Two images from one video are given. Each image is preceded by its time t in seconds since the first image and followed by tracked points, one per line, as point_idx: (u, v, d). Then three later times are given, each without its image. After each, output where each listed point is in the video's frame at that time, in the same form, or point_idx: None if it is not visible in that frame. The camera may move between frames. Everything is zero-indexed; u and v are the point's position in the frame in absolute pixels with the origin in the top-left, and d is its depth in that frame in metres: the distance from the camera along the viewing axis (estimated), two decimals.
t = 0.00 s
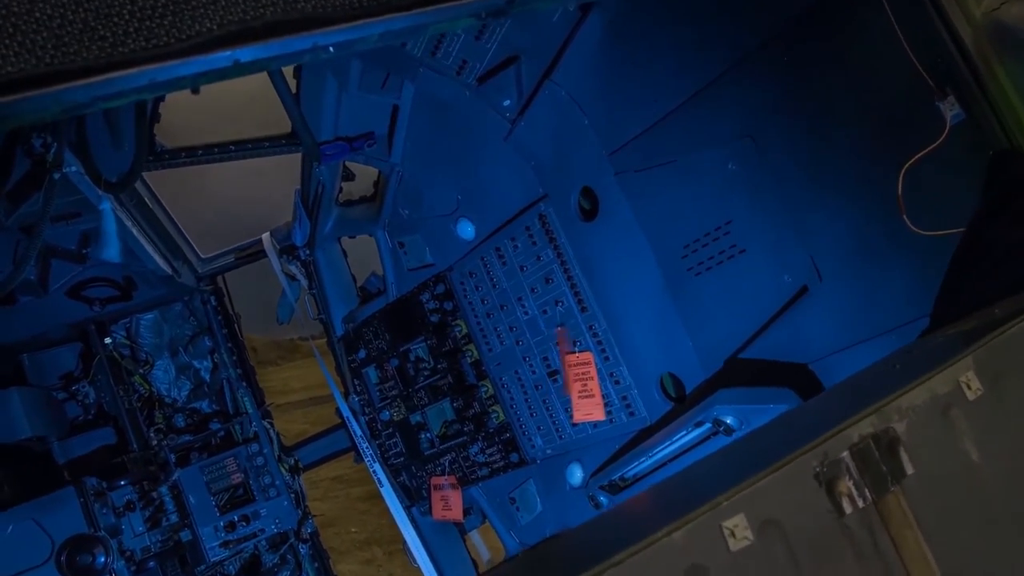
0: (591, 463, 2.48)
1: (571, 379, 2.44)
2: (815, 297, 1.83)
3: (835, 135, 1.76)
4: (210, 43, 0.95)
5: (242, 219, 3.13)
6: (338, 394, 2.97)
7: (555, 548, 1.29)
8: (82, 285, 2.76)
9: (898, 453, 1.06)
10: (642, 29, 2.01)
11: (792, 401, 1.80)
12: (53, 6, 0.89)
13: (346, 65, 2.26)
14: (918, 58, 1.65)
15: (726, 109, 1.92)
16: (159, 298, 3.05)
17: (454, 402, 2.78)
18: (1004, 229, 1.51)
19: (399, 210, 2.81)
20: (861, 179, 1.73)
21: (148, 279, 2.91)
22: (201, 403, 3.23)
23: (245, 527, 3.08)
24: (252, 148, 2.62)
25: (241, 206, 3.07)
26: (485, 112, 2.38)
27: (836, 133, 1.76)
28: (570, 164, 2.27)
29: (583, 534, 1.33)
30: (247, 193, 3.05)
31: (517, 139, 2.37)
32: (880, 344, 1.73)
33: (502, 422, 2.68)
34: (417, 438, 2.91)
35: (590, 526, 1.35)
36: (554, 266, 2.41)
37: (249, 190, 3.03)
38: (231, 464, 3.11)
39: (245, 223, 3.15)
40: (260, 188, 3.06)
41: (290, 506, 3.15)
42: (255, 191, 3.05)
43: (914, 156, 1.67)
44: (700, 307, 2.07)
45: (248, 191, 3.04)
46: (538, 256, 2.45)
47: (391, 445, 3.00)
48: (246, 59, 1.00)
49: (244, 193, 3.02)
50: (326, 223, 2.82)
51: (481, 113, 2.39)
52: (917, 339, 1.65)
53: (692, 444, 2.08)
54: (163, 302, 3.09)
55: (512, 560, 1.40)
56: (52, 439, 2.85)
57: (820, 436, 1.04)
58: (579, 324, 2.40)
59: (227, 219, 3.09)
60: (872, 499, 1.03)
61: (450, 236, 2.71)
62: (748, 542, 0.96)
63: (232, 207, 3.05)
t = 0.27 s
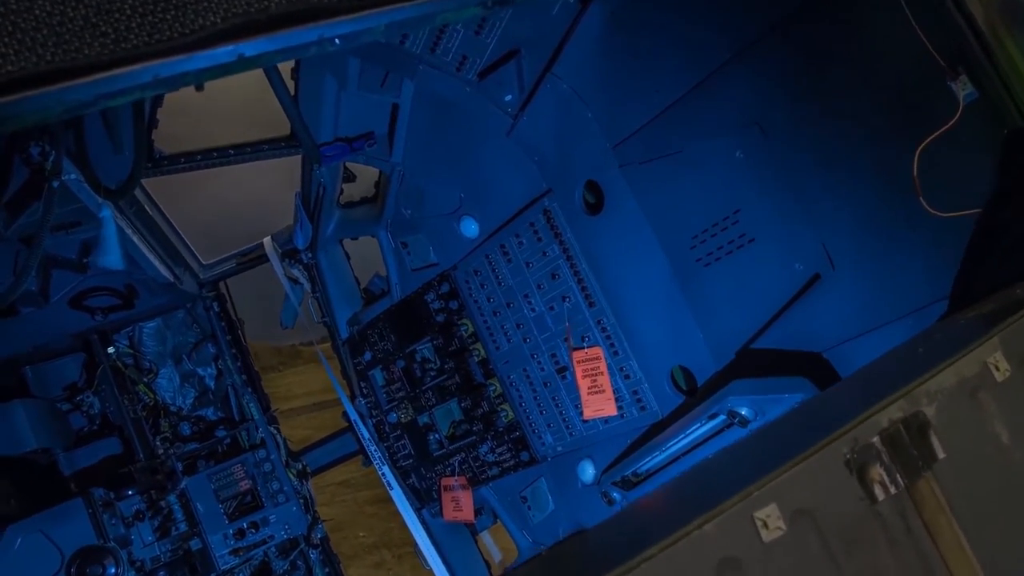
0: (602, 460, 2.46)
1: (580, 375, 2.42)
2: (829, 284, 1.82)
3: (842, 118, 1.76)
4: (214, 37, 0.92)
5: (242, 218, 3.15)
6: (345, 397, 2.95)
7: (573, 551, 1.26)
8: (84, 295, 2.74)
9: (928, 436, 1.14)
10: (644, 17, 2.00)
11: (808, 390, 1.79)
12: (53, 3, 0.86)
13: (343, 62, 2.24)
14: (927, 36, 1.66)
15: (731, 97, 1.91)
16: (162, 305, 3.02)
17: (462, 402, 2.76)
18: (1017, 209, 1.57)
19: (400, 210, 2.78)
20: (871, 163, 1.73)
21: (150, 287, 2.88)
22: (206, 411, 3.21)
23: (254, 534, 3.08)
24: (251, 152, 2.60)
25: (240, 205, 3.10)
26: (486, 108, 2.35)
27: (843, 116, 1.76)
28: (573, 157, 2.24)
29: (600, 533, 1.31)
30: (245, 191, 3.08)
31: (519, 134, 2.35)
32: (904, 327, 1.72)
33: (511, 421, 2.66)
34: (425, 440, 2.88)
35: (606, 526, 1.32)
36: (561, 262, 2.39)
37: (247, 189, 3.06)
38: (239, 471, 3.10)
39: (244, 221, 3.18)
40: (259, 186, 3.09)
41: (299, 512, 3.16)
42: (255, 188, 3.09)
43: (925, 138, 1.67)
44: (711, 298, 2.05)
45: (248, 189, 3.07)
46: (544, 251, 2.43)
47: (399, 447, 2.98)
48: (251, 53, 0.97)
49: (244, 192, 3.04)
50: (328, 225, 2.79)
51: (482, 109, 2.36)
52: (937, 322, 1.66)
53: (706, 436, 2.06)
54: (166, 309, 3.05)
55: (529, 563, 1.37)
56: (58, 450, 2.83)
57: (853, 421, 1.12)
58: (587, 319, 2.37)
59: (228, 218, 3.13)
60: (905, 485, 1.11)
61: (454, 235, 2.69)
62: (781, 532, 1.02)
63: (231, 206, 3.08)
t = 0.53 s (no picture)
0: (612, 456, 2.45)
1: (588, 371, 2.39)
2: (840, 272, 1.81)
3: (848, 104, 1.76)
4: (217, 31, 0.90)
5: (243, 225, 3.10)
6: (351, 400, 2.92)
7: (591, 554, 1.23)
8: (86, 303, 2.70)
9: (952, 420, 1.21)
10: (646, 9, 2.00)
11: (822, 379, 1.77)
12: None
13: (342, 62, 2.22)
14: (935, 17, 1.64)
15: (737, 85, 1.90)
16: (164, 312, 2.99)
17: (469, 401, 2.74)
18: None
19: (402, 210, 2.75)
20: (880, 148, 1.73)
21: (152, 293, 2.85)
22: (210, 417, 3.20)
23: (263, 539, 3.06)
24: (252, 155, 2.57)
25: (240, 214, 3.04)
26: (488, 104, 2.33)
27: (848, 102, 1.76)
28: (577, 152, 2.22)
29: (616, 536, 1.28)
30: (246, 201, 3.01)
31: (521, 130, 2.33)
32: (915, 314, 1.73)
33: (520, 419, 2.65)
34: (433, 441, 2.86)
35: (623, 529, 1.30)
36: (566, 257, 2.37)
37: (248, 198, 3.01)
38: (246, 476, 3.08)
39: (244, 230, 3.12)
40: (260, 194, 3.03)
41: (307, 516, 3.13)
42: (255, 197, 3.03)
43: (937, 121, 1.66)
44: (719, 290, 2.03)
45: (248, 198, 3.01)
46: (549, 248, 2.41)
47: (406, 448, 2.95)
48: (256, 47, 0.95)
49: (244, 200, 2.98)
50: (330, 227, 2.77)
51: (483, 105, 2.34)
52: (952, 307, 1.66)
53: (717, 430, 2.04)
54: (168, 316, 3.02)
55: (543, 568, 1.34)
56: (62, 460, 2.80)
57: (876, 409, 1.19)
58: (594, 315, 2.36)
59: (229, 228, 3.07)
60: (932, 472, 1.17)
61: (457, 234, 2.67)
62: (810, 521, 1.08)
63: (231, 214, 3.02)
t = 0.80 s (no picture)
0: (624, 452, 2.42)
1: (597, 366, 2.38)
2: (851, 258, 1.79)
3: (857, 87, 1.71)
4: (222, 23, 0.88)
5: (244, 231, 3.01)
6: (357, 402, 2.90)
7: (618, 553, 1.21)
8: (88, 312, 2.70)
9: (986, 401, 1.18)
10: None
11: (838, 366, 1.75)
12: None
13: (340, 61, 2.22)
14: None
15: (742, 72, 1.86)
16: (168, 319, 2.97)
17: (477, 401, 2.72)
18: None
19: (404, 209, 2.72)
20: (892, 133, 1.68)
21: (153, 300, 2.83)
22: (216, 424, 3.17)
23: (273, 546, 3.04)
24: (251, 158, 2.55)
25: (240, 218, 2.95)
26: (489, 99, 2.32)
27: (858, 85, 1.71)
28: (581, 144, 2.22)
29: (639, 537, 1.25)
30: (246, 205, 2.92)
31: (524, 125, 2.32)
32: (930, 298, 1.70)
33: (529, 417, 2.62)
34: (441, 441, 2.83)
35: (646, 530, 1.27)
36: (572, 252, 2.35)
37: (248, 202, 2.92)
38: (253, 483, 3.05)
39: (245, 236, 3.04)
40: (261, 199, 2.93)
41: (317, 521, 3.10)
42: (255, 201, 2.93)
43: (951, 100, 1.59)
44: (728, 280, 2.01)
45: (248, 202, 2.92)
46: (554, 243, 2.39)
47: (415, 449, 2.93)
48: (261, 38, 0.93)
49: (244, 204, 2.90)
50: (331, 228, 2.75)
51: (485, 101, 2.32)
52: (970, 290, 1.62)
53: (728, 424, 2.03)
54: (170, 323, 3.00)
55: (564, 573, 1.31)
56: (70, 471, 2.81)
57: (907, 392, 1.17)
58: (602, 309, 2.34)
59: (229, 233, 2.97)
60: (964, 454, 1.16)
61: (460, 232, 2.64)
62: (845, 508, 1.09)
63: (231, 219, 2.92)
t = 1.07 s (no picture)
0: (634, 447, 2.40)
1: (605, 362, 2.36)
2: (862, 245, 1.76)
3: (863, 73, 1.70)
4: (225, 15, 0.90)
5: (245, 235, 2.99)
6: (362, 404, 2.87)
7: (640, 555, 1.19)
8: (90, 320, 2.68)
9: (1014, 381, 1.16)
10: None
11: (850, 354, 1.73)
12: None
13: (339, 60, 2.20)
14: None
15: (746, 61, 1.85)
16: (170, 325, 2.96)
17: (484, 399, 2.70)
18: None
19: (406, 208, 2.71)
20: (901, 117, 1.66)
21: (156, 307, 2.82)
22: (222, 429, 3.15)
23: (282, 550, 3.00)
24: (251, 161, 2.53)
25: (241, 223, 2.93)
26: (490, 95, 2.30)
27: (863, 71, 1.70)
28: (584, 138, 2.20)
29: (660, 538, 1.22)
30: (247, 209, 2.91)
31: (525, 120, 2.31)
32: (943, 284, 1.68)
33: (537, 414, 2.61)
34: (449, 441, 2.81)
35: (666, 531, 1.24)
36: (577, 247, 2.34)
37: (249, 207, 2.91)
38: (260, 487, 3.02)
39: (246, 242, 3.01)
40: (262, 203, 2.93)
41: (325, 525, 3.06)
42: (256, 206, 2.92)
43: (964, 82, 1.60)
44: (737, 270, 1.99)
45: (250, 206, 2.90)
46: (559, 238, 2.38)
47: (422, 450, 2.89)
48: (263, 31, 0.94)
49: (246, 208, 2.89)
50: (333, 230, 2.72)
51: (486, 97, 2.31)
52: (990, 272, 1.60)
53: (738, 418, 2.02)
54: (173, 329, 2.99)
55: None
56: (75, 481, 2.80)
57: (934, 374, 1.15)
58: (608, 304, 2.32)
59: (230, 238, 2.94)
60: (994, 437, 1.14)
61: (463, 230, 2.62)
62: (875, 495, 1.08)
63: (233, 223, 2.91)
